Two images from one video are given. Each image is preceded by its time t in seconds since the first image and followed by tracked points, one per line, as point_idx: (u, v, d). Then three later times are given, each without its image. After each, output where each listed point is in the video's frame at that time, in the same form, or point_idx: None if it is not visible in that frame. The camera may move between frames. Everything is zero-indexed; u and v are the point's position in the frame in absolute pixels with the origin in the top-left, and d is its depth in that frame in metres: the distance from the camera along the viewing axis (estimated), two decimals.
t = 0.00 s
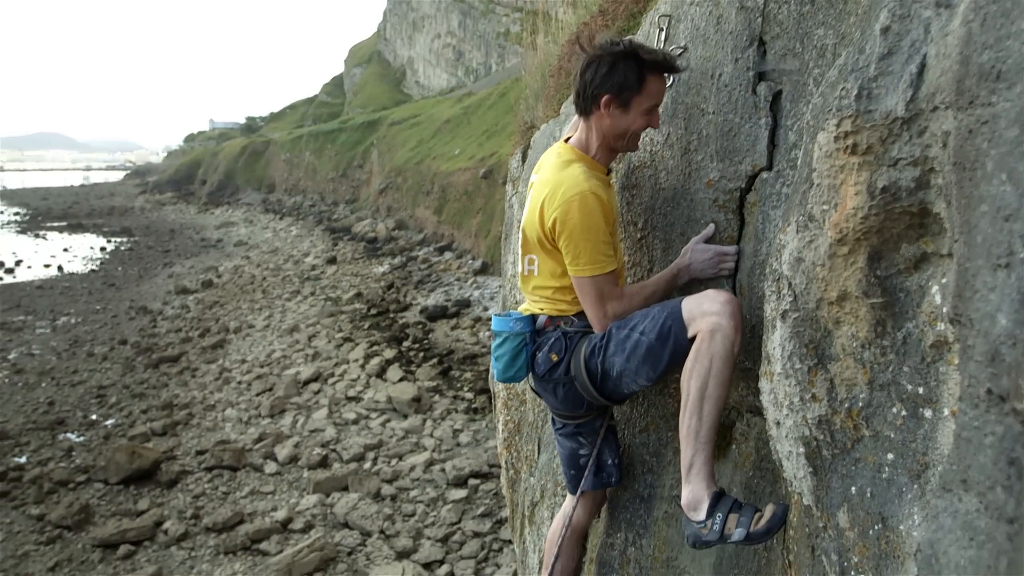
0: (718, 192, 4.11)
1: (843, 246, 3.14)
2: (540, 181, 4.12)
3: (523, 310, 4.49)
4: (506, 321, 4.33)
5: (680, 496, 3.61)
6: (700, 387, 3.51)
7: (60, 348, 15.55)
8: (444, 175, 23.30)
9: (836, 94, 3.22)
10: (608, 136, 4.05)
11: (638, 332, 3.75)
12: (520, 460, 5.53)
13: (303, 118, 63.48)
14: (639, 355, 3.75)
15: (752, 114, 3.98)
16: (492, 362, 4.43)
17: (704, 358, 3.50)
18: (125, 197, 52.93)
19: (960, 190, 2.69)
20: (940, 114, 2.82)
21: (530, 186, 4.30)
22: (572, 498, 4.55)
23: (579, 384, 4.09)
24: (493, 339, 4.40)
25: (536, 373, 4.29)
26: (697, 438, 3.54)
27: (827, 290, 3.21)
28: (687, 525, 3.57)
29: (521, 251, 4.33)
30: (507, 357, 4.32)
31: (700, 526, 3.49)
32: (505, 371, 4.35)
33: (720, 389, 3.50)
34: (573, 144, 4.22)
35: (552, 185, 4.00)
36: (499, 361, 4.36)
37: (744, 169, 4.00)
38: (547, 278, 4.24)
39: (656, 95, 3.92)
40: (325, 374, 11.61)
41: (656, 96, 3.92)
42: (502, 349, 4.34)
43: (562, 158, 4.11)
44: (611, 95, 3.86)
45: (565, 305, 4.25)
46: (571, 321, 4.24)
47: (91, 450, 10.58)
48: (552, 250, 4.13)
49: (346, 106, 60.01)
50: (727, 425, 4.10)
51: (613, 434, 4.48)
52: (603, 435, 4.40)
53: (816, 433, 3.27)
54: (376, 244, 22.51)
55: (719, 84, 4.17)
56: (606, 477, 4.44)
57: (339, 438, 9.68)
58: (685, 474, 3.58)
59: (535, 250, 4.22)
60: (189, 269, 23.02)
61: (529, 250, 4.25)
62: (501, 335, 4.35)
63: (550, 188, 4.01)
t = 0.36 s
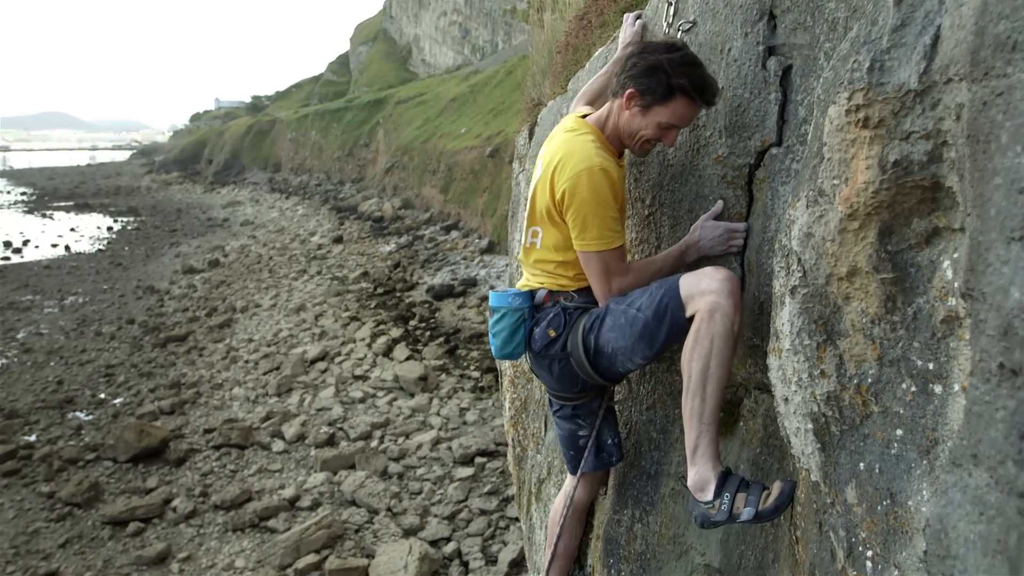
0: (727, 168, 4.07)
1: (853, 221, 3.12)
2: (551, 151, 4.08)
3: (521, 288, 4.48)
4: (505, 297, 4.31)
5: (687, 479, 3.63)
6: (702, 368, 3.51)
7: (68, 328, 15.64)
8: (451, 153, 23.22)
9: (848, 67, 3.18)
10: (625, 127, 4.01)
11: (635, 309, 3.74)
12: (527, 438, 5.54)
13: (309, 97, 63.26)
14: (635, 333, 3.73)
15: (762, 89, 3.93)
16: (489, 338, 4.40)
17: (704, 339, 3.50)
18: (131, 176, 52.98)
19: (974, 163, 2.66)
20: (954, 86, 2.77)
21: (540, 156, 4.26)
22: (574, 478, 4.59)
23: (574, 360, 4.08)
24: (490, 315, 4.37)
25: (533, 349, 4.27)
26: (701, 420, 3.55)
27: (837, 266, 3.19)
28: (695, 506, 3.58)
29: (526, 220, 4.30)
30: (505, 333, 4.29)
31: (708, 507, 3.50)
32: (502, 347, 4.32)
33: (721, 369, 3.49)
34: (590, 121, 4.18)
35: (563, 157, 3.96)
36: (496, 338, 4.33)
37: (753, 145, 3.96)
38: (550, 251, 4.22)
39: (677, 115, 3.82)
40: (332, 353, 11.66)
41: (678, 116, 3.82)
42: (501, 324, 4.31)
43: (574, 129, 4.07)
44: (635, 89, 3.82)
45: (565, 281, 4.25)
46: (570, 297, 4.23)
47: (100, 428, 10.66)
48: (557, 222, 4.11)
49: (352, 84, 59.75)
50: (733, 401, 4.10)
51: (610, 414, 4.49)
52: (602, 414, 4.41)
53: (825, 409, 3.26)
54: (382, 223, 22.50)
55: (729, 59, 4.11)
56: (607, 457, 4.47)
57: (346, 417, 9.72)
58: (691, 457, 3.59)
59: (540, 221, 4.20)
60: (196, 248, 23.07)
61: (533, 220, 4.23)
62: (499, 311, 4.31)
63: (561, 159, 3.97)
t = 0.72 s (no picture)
0: (735, 150, 4.03)
1: (863, 202, 3.09)
2: (566, 133, 4.07)
3: (506, 262, 4.49)
4: (487, 269, 4.34)
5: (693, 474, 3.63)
6: (691, 365, 3.50)
7: (75, 313, 15.70)
8: (457, 138, 23.14)
9: (858, 46, 3.13)
10: (642, 118, 4.01)
11: (606, 299, 3.73)
12: (534, 421, 5.55)
13: (314, 82, 63.08)
14: (606, 323, 3.73)
15: (770, 71, 3.85)
16: (468, 308, 4.47)
17: (683, 335, 3.48)
18: (137, 162, 52.99)
19: (986, 142, 2.64)
20: (967, 64, 2.74)
21: (552, 136, 4.23)
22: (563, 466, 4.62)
23: (544, 345, 4.11)
24: (472, 285, 4.42)
25: (506, 327, 4.31)
26: (697, 415, 3.54)
27: (846, 247, 3.17)
28: (704, 498, 3.59)
29: (530, 196, 4.27)
30: (482, 306, 4.34)
31: (718, 499, 3.51)
32: (478, 319, 4.39)
33: (705, 362, 3.48)
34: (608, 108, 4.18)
35: (580, 139, 3.94)
36: (473, 309, 4.39)
37: (761, 127, 3.91)
38: (551, 229, 4.21)
39: (694, 113, 3.84)
40: (338, 338, 11.68)
41: (695, 116, 3.84)
42: (478, 296, 4.37)
43: (592, 114, 4.05)
44: (658, 83, 3.84)
45: (550, 260, 4.25)
46: (550, 277, 4.23)
47: (108, 413, 10.72)
48: (565, 202, 4.09)
49: (357, 69, 59.56)
50: (740, 384, 4.09)
51: (592, 402, 4.46)
52: (582, 403, 4.40)
53: (833, 391, 3.25)
54: (388, 209, 22.48)
55: (738, 40, 4.05)
56: (592, 446, 4.48)
57: (352, 401, 9.75)
58: (692, 451, 3.60)
59: (545, 199, 4.18)
60: (202, 233, 23.10)
61: (539, 198, 4.20)
62: (479, 282, 4.36)
63: (577, 141, 3.95)
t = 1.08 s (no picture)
0: (741, 142, 4.01)
1: (871, 194, 3.07)
2: (561, 126, 4.09)
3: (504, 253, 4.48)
4: (484, 262, 4.34)
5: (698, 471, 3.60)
6: (687, 364, 3.47)
7: (81, 307, 15.75)
8: (461, 131, 23.11)
9: (865, 36, 3.10)
10: (633, 110, 4.03)
11: (598, 295, 3.73)
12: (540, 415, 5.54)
13: (319, 75, 63.04)
14: (598, 319, 3.73)
15: (776, 62, 3.82)
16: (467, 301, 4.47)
17: (676, 334, 3.47)
18: (143, 156, 53.09)
19: (994, 133, 2.62)
20: (976, 54, 2.71)
21: (546, 129, 4.25)
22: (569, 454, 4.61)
23: (540, 339, 4.11)
24: (470, 279, 4.42)
25: (504, 320, 4.32)
26: (697, 413, 3.51)
27: (853, 239, 3.15)
28: (712, 495, 3.57)
29: (526, 188, 4.29)
30: (480, 299, 4.34)
31: (725, 495, 3.49)
32: (477, 312, 4.39)
33: (701, 360, 3.46)
34: (599, 100, 4.20)
35: (577, 131, 3.96)
36: (472, 302, 4.39)
37: (768, 118, 3.88)
38: (548, 220, 4.21)
39: (684, 113, 3.85)
40: (343, 331, 11.70)
41: (685, 114, 3.85)
42: (478, 288, 4.37)
43: (585, 107, 4.08)
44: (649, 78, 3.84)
45: (545, 251, 4.25)
46: (546, 269, 4.23)
47: (115, 407, 10.77)
48: (562, 194, 4.10)
49: (362, 62, 59.49)
50: (747, 376, 4.08)
51: (597, 391, 4.45)
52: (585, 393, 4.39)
53: (840, 383, 3.24)
54: (393, 202, 22.48)
55: (743, 31, 4.02)
56: (596, 434, 4.47)
57: (357, 395, 9.77)
58: (697, 449, 3.57)
59: (542, 193, 4.18)
60: (207, 227, 23.15)
61: (535, 190, 4.21)
62: (477, 276, 4.36)
63: (575, 134, 3.97)
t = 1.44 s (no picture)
0: (750, 136, 4.00)
1: (881, 187, 3.06)
2: (546, 139, 4.09)
3: (470, 247, 4.53)
4: (447, 256, 4.40)
5: (709, 482, 3.59)
6: (666, 382, 3.55)
7: (90, 303, 15.82)
8: (469, 127, 23.08)
9: (876, 29, 3.08)
10: (621, 132, 4.08)
11: (560, 312, 3.84)
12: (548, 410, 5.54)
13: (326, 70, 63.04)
14: (557, 334, 3.84)
15: (785, 56, 3.81)
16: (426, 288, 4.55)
17: (645, 353, 3.58)
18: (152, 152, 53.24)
19: (1006, 126, 2.61)
20: (987, 47, 2.71)
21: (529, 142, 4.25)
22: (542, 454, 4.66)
23: (495, 341, 4.21)
24: (432, 268, 4.49)
25: (461, 314, 4.40)
26: (690, 427, 3.56)
27: (863, 233, 3.14)
28: (726, 504, 3.55)
29: (507, 195, 4.26)
30: (439, 290, 4.42)
31: (739, 503, 3.47)
32: (434, 301, 4.47)
33: (677, 377, 3.56)
34: (588, 117, 4.21)
35: (567, 144, 3.95)
36: (431, 291, 4.47)
37: (776, 112, 3.87)
38: (526, 228, 4.20)
39: (674, 139, 3.99)
40: (351, 327, 11.72)
41: (675, 141, 4.00)
42: (436, 279, 4.45)
43: (570, 122, 4.10)
44: (647, 106, 3.93)
45: (507, 255, 4.30)
46: (505, 272, 4.29)
47: (124, 402, 10.82)
48: (546, 203, 4.09)
49: (369, 57, 59.50)
50: (755, 371, 4.07)
51: (559, 389, 4.53)
52: (546, 391, 4.47)
53: (849, 377, 3.23)
54: (400, 197, 22.48)
55: (752, 25, 4.00)
56: (559, 430, 4.50)
57: (365, 390, 9.80)
58: (703, 461, 3.56)
59: (526, 203, 4.15)
60: (215, 223, 23.21)
61: (517, 198, 4.19)
62: (439, 267, 4.43)
63: (564, 146, 3.96)
